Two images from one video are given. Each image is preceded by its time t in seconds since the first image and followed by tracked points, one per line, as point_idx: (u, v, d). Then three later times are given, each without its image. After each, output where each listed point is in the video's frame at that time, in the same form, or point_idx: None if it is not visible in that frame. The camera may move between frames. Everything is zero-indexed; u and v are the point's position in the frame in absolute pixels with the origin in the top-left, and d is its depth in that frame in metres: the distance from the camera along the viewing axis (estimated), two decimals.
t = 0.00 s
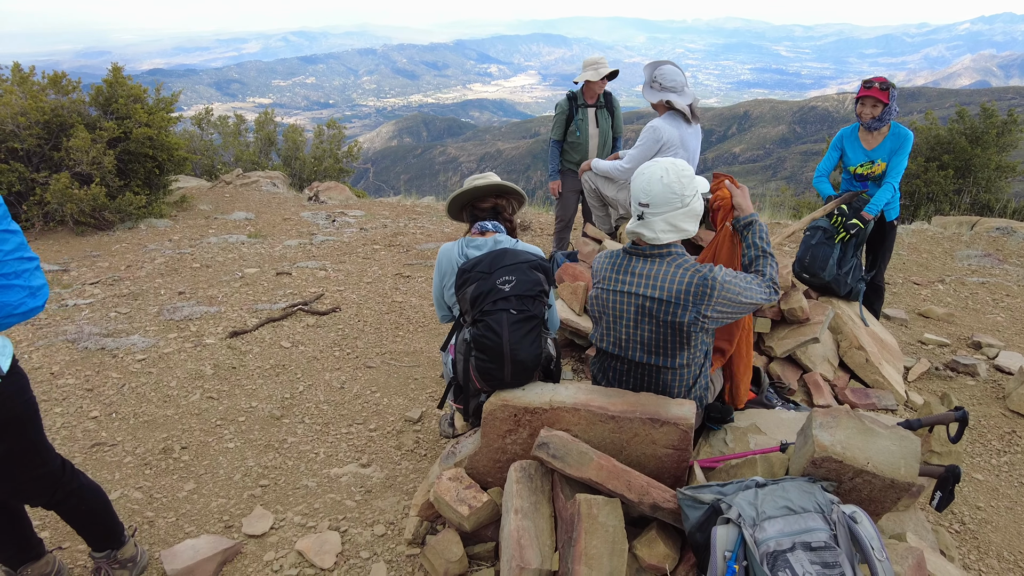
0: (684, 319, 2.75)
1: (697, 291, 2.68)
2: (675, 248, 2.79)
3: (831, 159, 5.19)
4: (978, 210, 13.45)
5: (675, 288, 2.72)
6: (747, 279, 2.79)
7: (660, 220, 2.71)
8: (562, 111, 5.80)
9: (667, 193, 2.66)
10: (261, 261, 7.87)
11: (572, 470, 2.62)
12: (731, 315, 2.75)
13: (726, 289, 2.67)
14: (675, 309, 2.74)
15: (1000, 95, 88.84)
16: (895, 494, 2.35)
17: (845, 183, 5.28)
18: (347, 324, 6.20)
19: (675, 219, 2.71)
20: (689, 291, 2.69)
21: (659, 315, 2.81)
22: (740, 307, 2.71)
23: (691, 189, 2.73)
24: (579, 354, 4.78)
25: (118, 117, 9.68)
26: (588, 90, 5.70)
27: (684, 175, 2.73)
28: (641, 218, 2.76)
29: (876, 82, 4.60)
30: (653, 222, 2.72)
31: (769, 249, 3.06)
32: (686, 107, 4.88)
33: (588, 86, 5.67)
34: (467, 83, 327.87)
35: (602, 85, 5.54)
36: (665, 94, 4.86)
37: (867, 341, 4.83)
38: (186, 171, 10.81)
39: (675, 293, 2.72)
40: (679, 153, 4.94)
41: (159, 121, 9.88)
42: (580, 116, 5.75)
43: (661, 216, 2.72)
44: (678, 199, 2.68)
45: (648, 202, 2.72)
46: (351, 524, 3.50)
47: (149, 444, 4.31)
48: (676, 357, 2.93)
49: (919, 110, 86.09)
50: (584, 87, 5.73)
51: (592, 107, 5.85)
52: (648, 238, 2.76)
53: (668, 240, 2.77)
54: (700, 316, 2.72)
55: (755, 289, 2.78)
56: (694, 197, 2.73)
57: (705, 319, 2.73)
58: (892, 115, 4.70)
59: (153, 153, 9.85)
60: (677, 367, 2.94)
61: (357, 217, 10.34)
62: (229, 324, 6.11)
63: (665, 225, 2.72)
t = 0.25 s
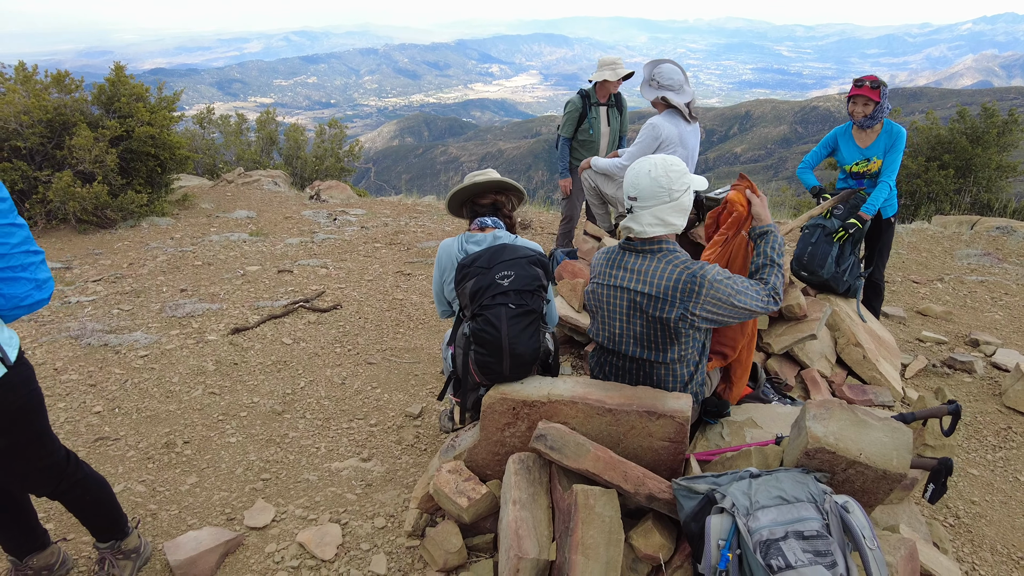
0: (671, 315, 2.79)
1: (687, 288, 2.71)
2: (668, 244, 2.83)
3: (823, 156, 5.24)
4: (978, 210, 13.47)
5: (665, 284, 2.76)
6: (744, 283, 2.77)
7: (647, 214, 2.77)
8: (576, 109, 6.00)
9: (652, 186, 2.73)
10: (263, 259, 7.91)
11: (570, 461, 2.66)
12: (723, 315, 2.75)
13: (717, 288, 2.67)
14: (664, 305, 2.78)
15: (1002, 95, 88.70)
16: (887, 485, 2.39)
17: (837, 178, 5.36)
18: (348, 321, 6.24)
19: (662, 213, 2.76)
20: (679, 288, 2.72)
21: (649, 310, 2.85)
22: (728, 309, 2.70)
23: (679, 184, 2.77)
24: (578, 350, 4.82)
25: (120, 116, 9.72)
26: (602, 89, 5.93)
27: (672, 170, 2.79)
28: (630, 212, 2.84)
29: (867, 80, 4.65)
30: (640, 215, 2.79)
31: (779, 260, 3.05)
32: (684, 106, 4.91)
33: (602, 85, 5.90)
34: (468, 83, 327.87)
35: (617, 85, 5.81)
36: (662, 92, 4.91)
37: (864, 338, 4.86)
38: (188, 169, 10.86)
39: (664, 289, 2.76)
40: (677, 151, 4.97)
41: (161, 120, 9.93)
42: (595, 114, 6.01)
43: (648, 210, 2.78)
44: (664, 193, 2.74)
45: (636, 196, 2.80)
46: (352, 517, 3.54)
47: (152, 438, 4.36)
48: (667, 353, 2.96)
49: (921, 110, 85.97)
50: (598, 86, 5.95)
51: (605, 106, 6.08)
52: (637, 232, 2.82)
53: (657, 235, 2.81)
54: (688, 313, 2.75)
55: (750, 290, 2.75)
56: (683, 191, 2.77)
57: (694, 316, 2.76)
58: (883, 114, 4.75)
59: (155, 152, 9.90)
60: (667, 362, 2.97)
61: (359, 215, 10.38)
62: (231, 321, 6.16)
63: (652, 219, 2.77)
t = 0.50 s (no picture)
0: (658, 307, 2.90)
1: (672, 281, 2.82)
2: (658, 239, 2.92)
3: (816, 157, 5.38)
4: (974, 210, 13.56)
5: (652, 277, 2.87)
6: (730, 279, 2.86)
7: (637, 206, 2.88)
8: (582, 108, 6.07)
9: (642, 180, 2.83)
10: (264, 258, 8.02)
11: (563, 447, 2.76)
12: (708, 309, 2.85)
13: (701, 281, 2.78)
14: (651, 297, 2.89)
15: (1002, 96, 88.76)
16: (867, 469, 2.48)
17: (832, 178, 5.47)
18: (349, 318, 6.35)
19: (652, 205, 2.86)
20: (665, 280, 2.83)
21: (637, 302, 2.96)
22: (713, 304, 2.81)
23: (670, 178, 2.86)
24: (574, 345, 4.93)
25: (124, 116, 9.83)
26: (604, 88, 6.05)
27: (665, 164, 2.87)
28: (622, 203, 2.95)
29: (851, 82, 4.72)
30: (630, 207, 2.90)
31: (769, 269, 3.15)
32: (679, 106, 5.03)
33: (604, 85, 6.02)
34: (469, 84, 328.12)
35: (619, 86, 5.93)
36: (657, 92, 5.02)
37: (855, 333, 4.96)
38: (190, 169, 10.97)
39: (651, 281, 2.87)
40: (671, 150, 5.08)
41: (163, 120, 10.04)
42: (598, 114, 6.13)
43: (638, 202, 2.88)
44: (654, 186, 2.83)
45: (627, 188, 2.90)
46: (352, 505, 3.64)
47: (157, 430, 4.46)
48: (655, 344, 3.08)
49: (921, 111, 86.06)
50: (600, 86, 6.05)
51: (606, 105, 6.21)
52: (627, 223, 2.93)
53: (646, 226, 2.91)
54: (674, 305, 2.86)
55: (735, 286, 2.85)
56: (673, 185, 2.86)
57: (679, 308, 2.87)
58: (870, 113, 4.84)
59: (158, 152, 10.01)
60: (655, 353, 3.09)
61: (359, 215, 10.49)
62: (234, 318, 6.26)
63: (641, 210, 2.88)
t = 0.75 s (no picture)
0: (650, 300, 3.00)
1: (665, 275, 2.91)
2: (652, 235, 3.01)
3: (811, 157, 5.51)
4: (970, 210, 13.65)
5: (645, 271, 2.96)
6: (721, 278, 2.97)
7: (637, 192, 3.02)
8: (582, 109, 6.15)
9: (649, 169, 3.00)
10: (266, 257, 8.12)
11: (557, 434, 2.86)
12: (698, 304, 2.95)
13: (692, 276, 2.88)
14: (643, 290, 2.99)
15: (1002, 97, 88.86)
16: (850, 454, 2.57)
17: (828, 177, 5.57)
18: (349, 315, 6.44)
19: (651, 196, 2.99)
20: (657, 275, 2.93)
21: (630, 295, 3.06)
22: (702, 301, 2.90)
23: (676, 179, 3.03)
24: (570, 341, 5.02)
25: (127, 118, 9.94)
26: (602, 89, 6.16)
27: (675, 165, 3.05)
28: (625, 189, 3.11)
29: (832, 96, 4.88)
30: (631, 193, 3.04)
31: (761, 281, 3.26)
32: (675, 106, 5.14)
33: (602, 86, 6.12)
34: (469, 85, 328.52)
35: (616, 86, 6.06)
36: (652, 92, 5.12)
37: (846, 329, 5.05)
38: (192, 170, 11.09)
39: (644, 275, 2.96)
40: (667, 149, 5.17)
41: (166, 121, 10.16)
42: (599, 115, 6.24)
43: (640, 189, 3.03)
44: (659, 179, 3.00)
45: (633, 175, 3.07)
46: (353, 494, 3.73)
47: (162, 423, 4.56)
48: (646, 336, 3.18)
49: (921, 112, 86.18)
50: (597, 87, 6.15)
51: (603, 105, 6.32)
52: (624, 208, 3.06)
53: (641, 215, 3.03)
54: (665, 298, 2.96)
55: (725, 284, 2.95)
56: (676, 185, 3.02)
57: (670, 302, 2.96)
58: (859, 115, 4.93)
59: (160, 153, 10.13)
60: (646, 345, 3.19)
61: (360, 215, 10.60)
62: (237, 315, 6.36)
63: (639, 198, 3.01)
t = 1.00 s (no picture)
0: (641, 294, 3.06)
1: (656, 271, 2.98)
2: (646, 231, 3.08)
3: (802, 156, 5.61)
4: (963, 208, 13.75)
5: (637, 266, 3.02)
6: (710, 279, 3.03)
7: (639, 184, 3.10)
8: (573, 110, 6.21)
9: (654, 164, 3.09)
10: (263, 257, 8.17)
11: (548, 424, 2.93)
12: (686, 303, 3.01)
13: (683, 273, 2.95)
14: (634, 285, 3.05)
15: (996, 96, 89.27)
16: (833, 442, 2.65)
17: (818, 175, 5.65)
18: (345, 313, 6.50)
19: (651, 190, 3.07)
20: (649, 270, 2.99)
21: (621, 289, 3.13)
22: (691, 299, 2.96)
23: (679, 178, 3.11)
24: (564, 337, 5.09)
25: (123, 119, 9.98)
26: (592, 89, 6.23)
27: (680, 165, 3.14)
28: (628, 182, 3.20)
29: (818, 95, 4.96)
30: (633, 184, 3.13)
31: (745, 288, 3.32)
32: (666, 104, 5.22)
33: (593, 86, 6.19)
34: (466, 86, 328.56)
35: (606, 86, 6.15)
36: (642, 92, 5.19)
37: (835, 323, 5.13)
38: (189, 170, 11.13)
39: (636, 270, 3.02)
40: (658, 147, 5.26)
41: (163, 122, 10.21)
42: (590, 115, 6.31)
43: (642, 183, 3.11)
44: (662, 176, 3.08)
45: (638, 169, 3.16)
46: (349, 487, 3.79)
47: (161, 420, 4.61)
48: (635, 329, 3.25)
49: (916, 111, 86.55)
50: (587, 88, 6.23)
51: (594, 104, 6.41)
52: (624, 199, 3.14)
53: (640, 208, 3.11)
54: (655, 294, 3.03)
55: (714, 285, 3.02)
56: (678, 184, 3.10)
57: (660, 298, 3.03)
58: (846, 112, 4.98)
59: (157, 154, 10.16)
60: (635, 338, 3.26)
61: (356, 215, 10.65)
62: (233, 314, 6.41)
63: (639, 190, 3.10)
